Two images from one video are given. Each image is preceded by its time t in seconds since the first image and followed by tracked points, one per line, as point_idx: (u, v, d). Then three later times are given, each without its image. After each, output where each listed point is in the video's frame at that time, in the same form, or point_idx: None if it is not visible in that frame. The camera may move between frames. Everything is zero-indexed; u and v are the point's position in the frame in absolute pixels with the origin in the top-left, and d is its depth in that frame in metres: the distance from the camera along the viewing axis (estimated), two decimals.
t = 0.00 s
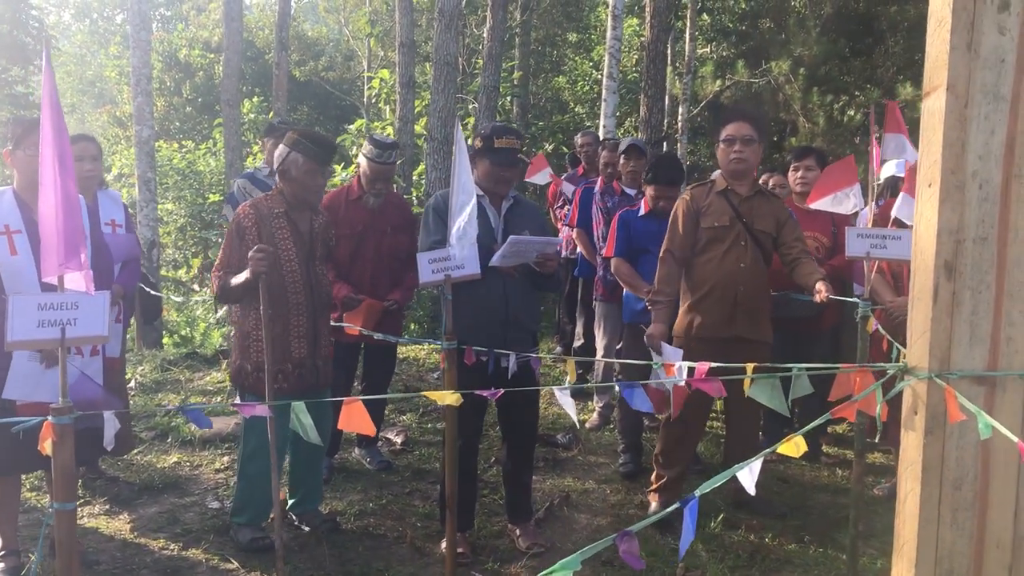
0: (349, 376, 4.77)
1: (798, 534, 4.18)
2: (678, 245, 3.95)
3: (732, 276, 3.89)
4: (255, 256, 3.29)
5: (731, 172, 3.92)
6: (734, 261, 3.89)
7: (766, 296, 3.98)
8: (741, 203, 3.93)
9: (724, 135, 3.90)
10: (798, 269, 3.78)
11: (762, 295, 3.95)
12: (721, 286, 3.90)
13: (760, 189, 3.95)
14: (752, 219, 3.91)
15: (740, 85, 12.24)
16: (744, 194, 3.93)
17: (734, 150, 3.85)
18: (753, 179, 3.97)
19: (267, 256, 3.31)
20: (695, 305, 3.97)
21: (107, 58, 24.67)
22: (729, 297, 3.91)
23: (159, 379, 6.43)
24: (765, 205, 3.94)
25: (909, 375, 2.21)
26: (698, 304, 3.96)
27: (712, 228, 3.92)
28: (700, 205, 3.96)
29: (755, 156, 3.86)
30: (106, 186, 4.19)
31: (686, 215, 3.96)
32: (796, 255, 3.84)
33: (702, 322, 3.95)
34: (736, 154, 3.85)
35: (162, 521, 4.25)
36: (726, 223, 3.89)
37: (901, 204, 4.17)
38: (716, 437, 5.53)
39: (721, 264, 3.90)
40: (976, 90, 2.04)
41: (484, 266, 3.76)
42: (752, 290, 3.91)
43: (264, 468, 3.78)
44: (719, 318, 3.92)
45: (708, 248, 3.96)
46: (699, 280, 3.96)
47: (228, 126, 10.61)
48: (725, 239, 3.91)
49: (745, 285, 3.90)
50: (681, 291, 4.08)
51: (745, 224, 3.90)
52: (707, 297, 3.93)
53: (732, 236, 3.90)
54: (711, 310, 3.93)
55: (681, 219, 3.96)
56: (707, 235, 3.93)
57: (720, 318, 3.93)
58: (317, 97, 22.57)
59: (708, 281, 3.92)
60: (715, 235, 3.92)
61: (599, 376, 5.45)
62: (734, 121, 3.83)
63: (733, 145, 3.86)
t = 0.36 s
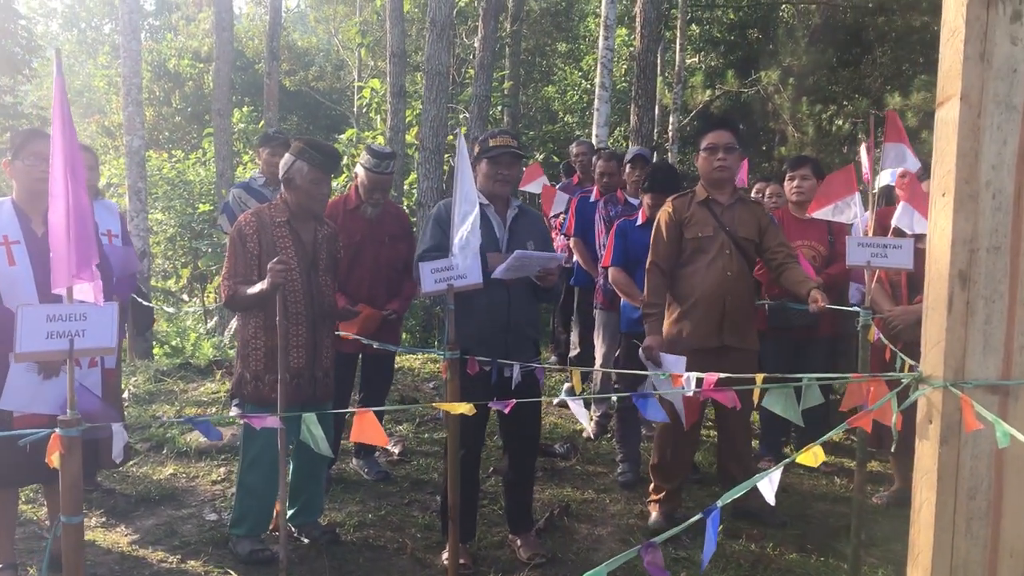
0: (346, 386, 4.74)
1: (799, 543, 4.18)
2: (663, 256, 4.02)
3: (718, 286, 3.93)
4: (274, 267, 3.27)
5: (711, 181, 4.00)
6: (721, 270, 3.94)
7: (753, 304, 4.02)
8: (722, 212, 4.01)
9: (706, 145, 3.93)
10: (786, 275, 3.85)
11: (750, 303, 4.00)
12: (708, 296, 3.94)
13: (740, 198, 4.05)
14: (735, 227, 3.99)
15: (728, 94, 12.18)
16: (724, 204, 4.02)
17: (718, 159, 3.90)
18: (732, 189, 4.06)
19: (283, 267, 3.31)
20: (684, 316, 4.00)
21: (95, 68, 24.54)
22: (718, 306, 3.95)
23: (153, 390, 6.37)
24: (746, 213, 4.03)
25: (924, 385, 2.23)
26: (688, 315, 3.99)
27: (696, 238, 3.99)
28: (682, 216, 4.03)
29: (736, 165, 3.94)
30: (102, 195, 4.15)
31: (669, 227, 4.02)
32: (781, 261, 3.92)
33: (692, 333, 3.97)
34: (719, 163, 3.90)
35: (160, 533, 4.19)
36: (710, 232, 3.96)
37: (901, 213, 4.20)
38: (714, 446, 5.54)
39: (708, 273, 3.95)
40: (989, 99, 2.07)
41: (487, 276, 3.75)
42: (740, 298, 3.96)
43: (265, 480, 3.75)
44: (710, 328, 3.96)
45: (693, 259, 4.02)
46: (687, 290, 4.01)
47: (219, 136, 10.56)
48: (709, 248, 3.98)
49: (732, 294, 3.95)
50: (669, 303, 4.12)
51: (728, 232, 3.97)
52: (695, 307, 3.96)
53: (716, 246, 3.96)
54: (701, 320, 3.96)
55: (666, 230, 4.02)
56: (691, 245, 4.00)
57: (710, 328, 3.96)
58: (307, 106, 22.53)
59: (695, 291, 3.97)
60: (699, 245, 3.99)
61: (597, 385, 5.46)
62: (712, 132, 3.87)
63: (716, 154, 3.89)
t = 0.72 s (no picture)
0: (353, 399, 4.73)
1: (808, 557, 4.14)
2: (670, 271, 3.99)
3: (728, 298, 3.94)
4: (279, 281, 3.27)
5: (715, 194, 4.01)
6: (730, 281, 3.95)
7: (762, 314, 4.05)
8: (728, 224, 4.03)
9: (707, 158, 3.96)
10: (794, 283, 3.88)
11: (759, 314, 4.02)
12: (718, 308, 3.93)
13: (743, 209, 4.07)
14: (741, 238, 4.01)
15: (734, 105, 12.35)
16: (729, 215, 4.04)
17: (722, 171, 3.92)
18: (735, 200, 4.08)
19: (290, 280, 3.31)
20: (694, 330, 3.99)
21: (103, 81, 24.73)
22: (729, 318, 3.95)
23: (160, 402, 6.38)
24: (751, 223, 4.06)
25: (933, 399, 2.20)
26: (699, 328, 3.98)
27: (703, 251, 3.98)
28: (688, 229, 4.02)
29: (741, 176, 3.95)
30: (110, 208, 4.16)
31: (675, 241, 4.00)
32: (790, 270, 3.95)
33: (705, 346, 3.97)
34: (724, 175, 3.92)
35: (166, 546, 4.19)
36: (717, 245, 3.97)
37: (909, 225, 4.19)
38: (723, 458, 5.52)
39: (718, 286, 3.94)
40: (998, 112, 2.06)
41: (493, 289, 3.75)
42: (750, 308, 3.98)
43: (272, 492, 3.74)
44: (722, 341, 3.96)
45: (701, 271, 4.01)
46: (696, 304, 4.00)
47: (225, 148, 10.59)
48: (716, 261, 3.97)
49: (742, 305, 3.96)
50: (676, 318, 4.09)
51: (735, 243, 3.98)
52: (705, 321, 3.95)
53: (723, 258, 3.96)
54: (712, 333, 3.96)
55: (672, 245, 4.00)
56: (699, 258, 4.00)
57: (722, 341, 3.96)
58: (314, 118, 22.62)
59: (705, 304, 3.96)
60: (706, 258, 3.98)
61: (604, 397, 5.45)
62: (715, 143, 3.91)
63: (719, 166, 3.92)
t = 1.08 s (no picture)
0: (369, 408, 4.75)
1: (826, 570, 4.07)
2: (690, 281, 3.95)
3: (749, 308, 3.91)
4: (289, 291, 3.32)
5: (736, 203, 3.97)
6: (750, 291, 3.92)
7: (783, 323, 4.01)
8: (749, 233, 3.99)
9: (729, 167, 3.92)
10: (816, 294, 3.85)
11: (779, 324, 3.98)
12: (738, 318, 3.90)
13: (764, 218, 4.03)
14: (761, 247, 3.96)
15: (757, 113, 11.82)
16: (750, 224, 4.00)
17: (743, 180, 3.89)
18: (756, 209, 4.04)
19: (299, 290, 3.35)
20: (714, 339, 3.97)
21: (132, 92, 25.15)
22: (748, 328, 3.92)
23: (181, 411, 6.46)
24: (772, 232, 4.02)
25: (943, 411, 2.15)
26: (718, 338, 3.96)
27: (723, 260, 3.94)
28: (708, 238, 3.98)
29: (761, 185, 3.91)
30: (130, 219, 4.23)
31: (695, 250, 3.96)
32: (811, 280, 3.91)
33: (723, 355, 3.95)
34: (744, 184, 3.89)
35: (184, 554, 4.23)
36: (738, 254, 3.92)
37: (927, 234, 4.15)
38: (741, 469, 5.46)
39: (738, 295, 3.92)
40: (1007, 121, 2.04)
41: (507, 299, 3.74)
42: (770, 318, 3.94)
43: (287, 500, 3.77)
44: (741, 350, 3.93)
45: (721, 281, 3.98)
46: (715, 313, 3.97)
47: (249, 158, 10.73)
48: (737, 270, 3.94)
49: (762, 315, 3.92)
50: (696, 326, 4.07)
51: (755, 253, 3.95)
52: (725, 330, 3.93)
53: (744, 267, 3.93)
54: (732, 342, 3.93)
55: (692, 253, 3.96)
56: (718, 267, 3.96)
57: (741, 351, 3.94)
58: (337, 128, 22.79)
59: (725, 314, 3.93)
60: (726, 267, 3.94)
61: (621, 407, 5.42)
62: (736, 152, 3.85)
63: (741, 175, 3.89)
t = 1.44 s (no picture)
0: (382, 410, 4.77)
1: None
2: (704, 284, 3.93)
3: (762, 312, 3.87)
4: (298, 293, 3.38)
5: (752, 206, 3.94)
6: (764, 295, 3.88)
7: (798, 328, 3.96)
8: (764, 236, 3.95)
9: (745, 170, 3.91)
10: (832, 300, 3.80)
11: (794, 329, 3.94)
12: (751, 322, 3.87)
13: (781, 221, 3.99)
14: (777, 251, 3.92)
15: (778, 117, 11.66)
16: (766, 228, 3.96)
17: (759, 183, 3.86)
18: (773, 212, 4.00)
19: (308, 292, 3.40)
20: (726, 343, 3.94)
21: (158, 97, 25.49)
22: (762, 332, 3.88)
23: (199, 412, 6.53)
24: (788, 236, 3.98)
25: (946, 414, 2.33)
26: (731, 342, 3.93)
27: (738, 263, 3.91)
28: (723, 241, 3.95)
29: (778, 188, 3.88)
30: (146, 220, 4.27)
31: (709, 253, 3.94)
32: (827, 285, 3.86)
33: (736, 360, 3.92)
34: (760, 188, 3.86)
35: (197, 554, 4.28)
36: (753, 257, 3.89)
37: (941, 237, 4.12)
38: (756, 473, 5.42)
39: (752, 299, 3.88)
40: (1011, 122, 2.20)
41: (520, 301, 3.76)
42: (784, 323, 3.90)
43: (297, 500, 3.79)
44: (754, 355, 3.90)
45: (735, 284, 3.95)
46: (729, 316, 3.94)
47: (270, 161, 10.83)
48: (751, 273, 3.91)
49: (775, 320, 3.88)
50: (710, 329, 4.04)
51: (771, 256, 3.91)
52: (737, 334, 3.90)
53: (759, 271, 3.90)
54: (744, 347, 3.90)
55: (706, 256, 3.94)
56: (732, 271, 3.92)
57: (754, 355, 3.90)
58: (359, 132, 22.90)
59: (738, 317, 3.90)
60: (741, 271, 3.91)
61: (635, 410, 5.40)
62: (754, 155, 3.84)
63: (756, 179, 3.87)
